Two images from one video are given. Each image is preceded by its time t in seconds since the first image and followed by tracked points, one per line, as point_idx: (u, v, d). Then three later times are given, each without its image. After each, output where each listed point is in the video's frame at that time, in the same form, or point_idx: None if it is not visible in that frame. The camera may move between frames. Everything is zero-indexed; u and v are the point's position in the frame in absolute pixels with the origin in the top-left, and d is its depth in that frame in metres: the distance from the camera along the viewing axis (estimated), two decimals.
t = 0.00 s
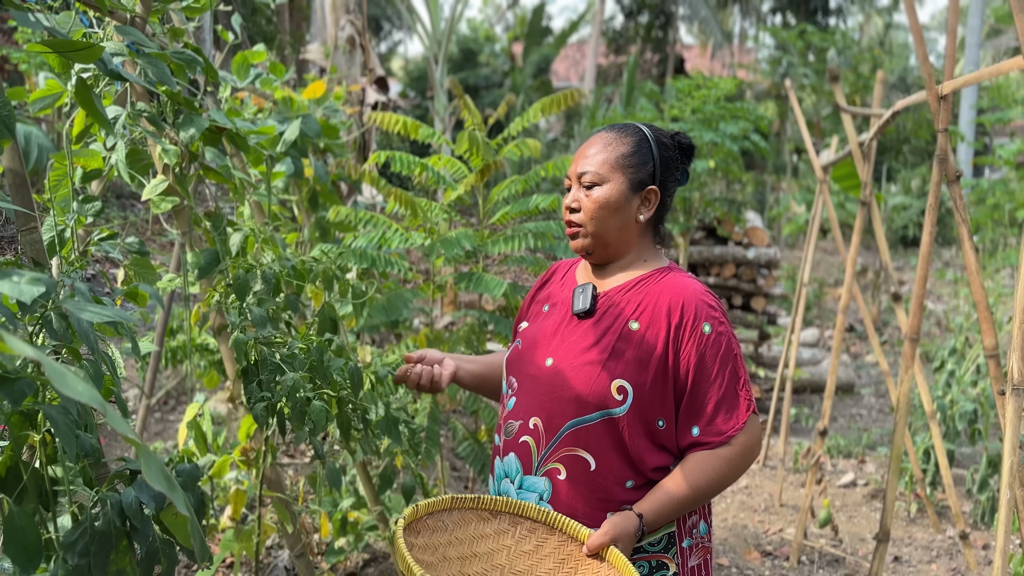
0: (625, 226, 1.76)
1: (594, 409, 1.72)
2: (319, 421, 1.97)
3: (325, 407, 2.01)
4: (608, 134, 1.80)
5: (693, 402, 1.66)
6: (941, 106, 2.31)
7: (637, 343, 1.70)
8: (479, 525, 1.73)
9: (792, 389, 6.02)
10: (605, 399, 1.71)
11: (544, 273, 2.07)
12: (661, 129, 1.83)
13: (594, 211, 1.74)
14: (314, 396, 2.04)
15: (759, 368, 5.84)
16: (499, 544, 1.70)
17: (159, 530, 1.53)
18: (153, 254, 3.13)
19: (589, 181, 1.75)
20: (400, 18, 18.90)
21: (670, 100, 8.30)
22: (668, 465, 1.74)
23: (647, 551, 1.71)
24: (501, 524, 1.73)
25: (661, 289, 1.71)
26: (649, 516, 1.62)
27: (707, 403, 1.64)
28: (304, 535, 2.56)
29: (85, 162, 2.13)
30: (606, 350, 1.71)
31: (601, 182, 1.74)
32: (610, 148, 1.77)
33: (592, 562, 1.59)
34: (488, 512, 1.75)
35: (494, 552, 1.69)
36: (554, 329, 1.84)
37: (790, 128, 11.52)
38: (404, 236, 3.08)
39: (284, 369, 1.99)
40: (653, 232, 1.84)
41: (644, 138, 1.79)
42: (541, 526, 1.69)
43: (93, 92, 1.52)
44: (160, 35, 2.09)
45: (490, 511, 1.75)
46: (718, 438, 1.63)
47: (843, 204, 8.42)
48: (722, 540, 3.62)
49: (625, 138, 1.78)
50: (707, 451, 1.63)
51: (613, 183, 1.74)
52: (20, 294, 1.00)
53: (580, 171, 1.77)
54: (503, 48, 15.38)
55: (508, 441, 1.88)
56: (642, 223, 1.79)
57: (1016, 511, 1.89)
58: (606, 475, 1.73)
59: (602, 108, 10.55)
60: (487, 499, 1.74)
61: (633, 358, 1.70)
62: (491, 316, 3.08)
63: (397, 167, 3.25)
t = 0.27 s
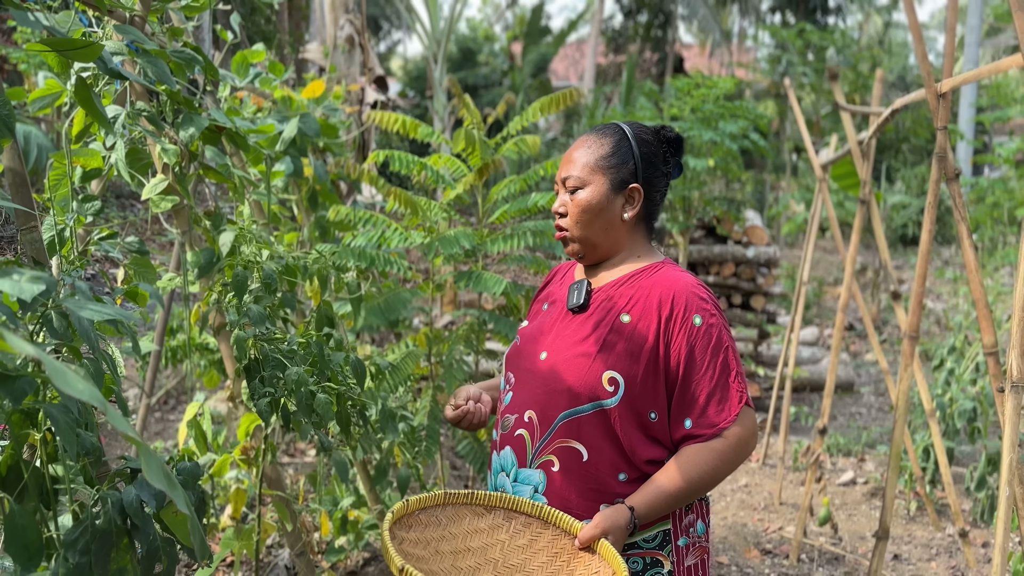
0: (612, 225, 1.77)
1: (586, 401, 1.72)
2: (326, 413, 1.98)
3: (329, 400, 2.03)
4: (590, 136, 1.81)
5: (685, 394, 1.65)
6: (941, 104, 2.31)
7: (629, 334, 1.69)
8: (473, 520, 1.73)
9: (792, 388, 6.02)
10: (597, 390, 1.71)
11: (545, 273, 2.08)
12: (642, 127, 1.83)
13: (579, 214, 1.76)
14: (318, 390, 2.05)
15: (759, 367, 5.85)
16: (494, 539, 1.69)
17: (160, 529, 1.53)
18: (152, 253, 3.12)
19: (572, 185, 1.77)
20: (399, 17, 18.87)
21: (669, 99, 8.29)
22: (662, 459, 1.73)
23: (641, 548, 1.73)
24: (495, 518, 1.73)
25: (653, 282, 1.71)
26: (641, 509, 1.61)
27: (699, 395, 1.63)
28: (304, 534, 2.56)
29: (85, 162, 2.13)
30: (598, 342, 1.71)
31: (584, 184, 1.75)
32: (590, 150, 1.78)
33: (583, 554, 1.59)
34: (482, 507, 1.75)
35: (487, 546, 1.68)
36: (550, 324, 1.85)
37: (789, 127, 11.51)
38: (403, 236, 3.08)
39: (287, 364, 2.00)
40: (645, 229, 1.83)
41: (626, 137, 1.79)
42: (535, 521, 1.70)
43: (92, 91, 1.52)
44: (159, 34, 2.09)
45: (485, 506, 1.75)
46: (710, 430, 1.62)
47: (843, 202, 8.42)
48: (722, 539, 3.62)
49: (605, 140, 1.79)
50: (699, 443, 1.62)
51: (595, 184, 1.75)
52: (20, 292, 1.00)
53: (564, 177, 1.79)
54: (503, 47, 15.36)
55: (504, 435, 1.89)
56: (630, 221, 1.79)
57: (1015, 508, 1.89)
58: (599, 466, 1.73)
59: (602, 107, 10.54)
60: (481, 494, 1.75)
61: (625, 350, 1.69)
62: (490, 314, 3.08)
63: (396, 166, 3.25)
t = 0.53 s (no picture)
0: (604, 225, 1.77)
1: (581, 396, 1.72)
2: (301, 418, 1.98)
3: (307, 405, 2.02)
4: (580, 138, 1.82)
5: (679, 390, 1.65)
6: (939, 103, 2.32)
7: (624, 330, 1.70)
8: (469, 512, 1.74)
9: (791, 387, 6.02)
10: (592, 386, 1.71)
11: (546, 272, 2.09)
12: (630, 126, 1.82)
13: (571, 216, 1.77)
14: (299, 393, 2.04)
15: (758, 366, 5.85)
16: (489, 530, 1.70)
17: (161, 527, 1.54)
18: (152, 253, 3.13)
19: (564, 188, 1.78)
20: (399, 17, 18.88)
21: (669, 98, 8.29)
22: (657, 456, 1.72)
23: (636, 543, 1.72)
24: (490, 511, 1.74)
25: (648, 279, 1.72)
26: (633, 503, 1.61)
27: (692, 392, 1.63)
28: (304, 533, 2.56)
29: (85, 162, 2.13)
30: (594, 338, 1.72)
31: (575, 187, 1.76)
32: (580, 153, 1.79)
33: (576, 547, 1.59)
34: (479, 499, 1.76)
35: (482, 537, 1.69)
36: (547, 322, 1.86)
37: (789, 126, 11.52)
38: (403, 235, 3.09)
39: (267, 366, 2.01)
40: (640, 226, 1.84)
41: (614, 136, 1.79)
42: (529, 514, 1.69)
43: (93, 91, 1.52)
44: (159, 34, 2.10)
45: (480, 498, 1.76)
46: (704, 426, 1.61)
47: (842, 202, 8.43)
48: (722, 537, 3.63)
49: (593, 141, 1.79)
50: (692, 440, 1.62)
51: (586, 186, 1.75)
52: (21, 291, 1.01)
53: (556, 180, 1.80)
54: (503, 47, 15.35)
55: (501, 430, 1.89)
56: (624, 221, 1.79)
57: (1013, 506, 1.90)
58: (594, 461, 1.73)
59: (601, 106, 10.54)
60: (477, 486, 1.76)
61: (620, 346, 1.69)
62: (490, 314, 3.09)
63: (395, 166, 3.25)
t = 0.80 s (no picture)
0: (604, 226, 1.78)
1: (579, 392, 1.73)
2: (309, 424, 1.96)
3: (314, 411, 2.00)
4: (577, 141, 1.82)
5: (675, 388, 1.66)
6: (937, 102, 2.32)
7: (621, 328, 1.70)
8: (468, 509, 1.75)
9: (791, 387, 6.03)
10: (590, 382, 1.71)
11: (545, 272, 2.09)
12: (625, 126, 1.82)
13: (572, 219, 1.77)
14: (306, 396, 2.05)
15: (757, 366, 5.86)
16: (487, 527, 1.70)
17: (162, 526, 1.54)
18: (153, 253, 3.13)
19: (562, 192, 1.78)
20: (399, 17, 18.88)
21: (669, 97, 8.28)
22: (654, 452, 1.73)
23: (631, 539, 1.73)
24: (489, 508, 1.75)
25: (646, 277, 1.72)
26: (629, 502, 1.61)
27: (687, 389, 1.64)
28: (304, 533, 2.57)
29: (85, 162, 2.14)
30: (592, 336, 1.72)
31: (574, 190, 1.76)
32: (577, 156, 1.79)
33: (573, 544, 1.59)
34: (477, 496, 1.78)
35: (480, 534, 1.69)
36: (547, 320, 1.87)
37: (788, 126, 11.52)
38: (402, 235, 3.09)
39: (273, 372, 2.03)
40: (638, 225, 1.84)
41: (610, 138, 1.79)
42: (527, 511, 1.71)
43: (94, 91, 1.53)
44: (159, 34, 2.10)
45: (479, 496, 1.78)
46: (699, 423, 1.62)
47: (842, 201, 8.43)
48: (721, 537, 3.63)
49: (589, 143, 1.79)
50: (688, 437, 1.63)
51: (584, 188, 1.75)
52: (22, 291, 1.01)
53: (555, 183, 1.80)
54: (503, 47, 15.35)
55: (500, 425, 1.90)
56: (623, 221, 1.80)
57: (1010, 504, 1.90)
58: (590, 456, 1.73)
59: (601, 106, 10.53)
60: (476, 484, 1.78)
61: (617, 343, 1.70)
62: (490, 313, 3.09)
63: (395, 166, 3.26)
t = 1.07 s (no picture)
0: (625, 225, 1.77)
1: (590, 390, 1.73)
2: (321, 419, 1.98)
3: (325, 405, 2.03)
4: (590, 138, 1.79)
5: (677, 381, 1.67)
6: (934, 102, 2.32)
7: (628, 324, 1.72)
8: (471, 511, 1.74)
9: (790, 387, 6.03)
10: (600, 379, 1.72)
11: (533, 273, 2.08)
12: (635, 131, 1.84)
13: (601, 216, 1.73)
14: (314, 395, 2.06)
15: (757, 366, 5.87)
16: (491, 529, 1.71)
17: (162, 525, 1.55)
18: (153, 253, 3.14)
19: (589, 188, 1.73)
20: (399, 18, 18.89)
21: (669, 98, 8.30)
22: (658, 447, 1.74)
23: (634, 536, 1.73)
24: (491, 509, 1.74)
25: (649, 274, 1.74)
26: (633, 498, 1.63)
27: (688, 383, 1.65)
28: (304, 532, 2.57)
29: (85, 162, 2.15)
30: (598, 334, 1.73)
31: (603, 187, 1.72)
32: (600, 153, 1.75)
33: (577, 544, 1.61)
34: (479, 498, 1.75)
35: (485, 536, 1.70)
36: (549, 322, 1.86)
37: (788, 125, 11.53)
38: (402, 235, 3.10)
39: (284, 370, 2.03)
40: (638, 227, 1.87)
41: (628, 141, 1.80)
42: (531, 512, 1.70)
43: (94, 92, 1.54)
44: (159, 35, 2.11)
45: (481, 497, 1.75)
46: (699, 416, 1.63)
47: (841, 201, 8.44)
48: (721, 536, 3.63)
49: (610, 143, 1.77)
50: (689, 430, 1.64)
51: (614, 187, 1.73)
52: (24, 291, 1.02)
53: (577, 178, 1.74)
54: (503, 47, 15.37)
55: (503, 427, 1.89)
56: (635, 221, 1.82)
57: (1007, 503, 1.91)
58: (598, 454, 1.74)
59: (601, 106, 10.54)
60: (478, 485, 1.76)
61: (625, 340, 1.71)
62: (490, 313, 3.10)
63: (395, 166, 3.26)
